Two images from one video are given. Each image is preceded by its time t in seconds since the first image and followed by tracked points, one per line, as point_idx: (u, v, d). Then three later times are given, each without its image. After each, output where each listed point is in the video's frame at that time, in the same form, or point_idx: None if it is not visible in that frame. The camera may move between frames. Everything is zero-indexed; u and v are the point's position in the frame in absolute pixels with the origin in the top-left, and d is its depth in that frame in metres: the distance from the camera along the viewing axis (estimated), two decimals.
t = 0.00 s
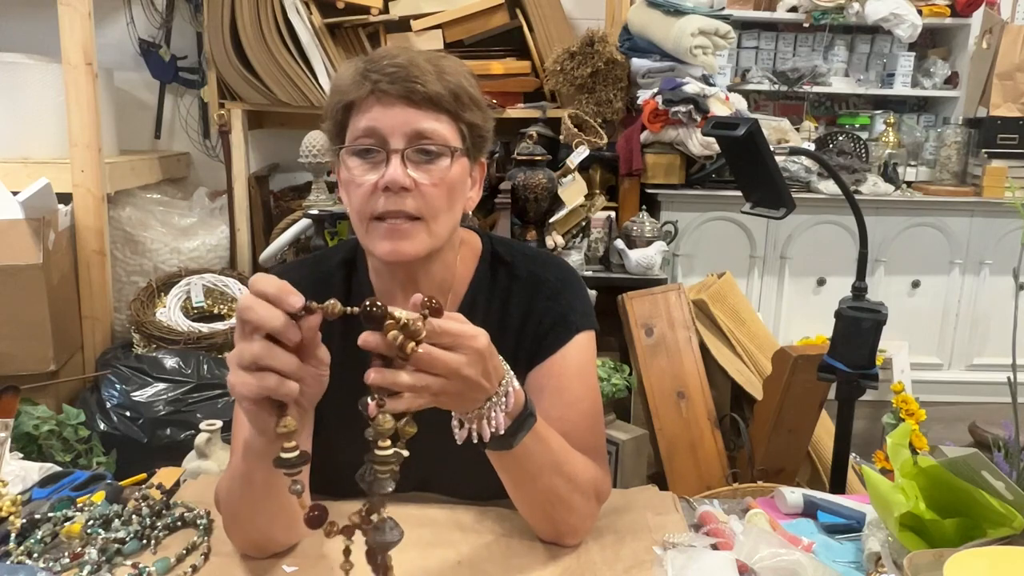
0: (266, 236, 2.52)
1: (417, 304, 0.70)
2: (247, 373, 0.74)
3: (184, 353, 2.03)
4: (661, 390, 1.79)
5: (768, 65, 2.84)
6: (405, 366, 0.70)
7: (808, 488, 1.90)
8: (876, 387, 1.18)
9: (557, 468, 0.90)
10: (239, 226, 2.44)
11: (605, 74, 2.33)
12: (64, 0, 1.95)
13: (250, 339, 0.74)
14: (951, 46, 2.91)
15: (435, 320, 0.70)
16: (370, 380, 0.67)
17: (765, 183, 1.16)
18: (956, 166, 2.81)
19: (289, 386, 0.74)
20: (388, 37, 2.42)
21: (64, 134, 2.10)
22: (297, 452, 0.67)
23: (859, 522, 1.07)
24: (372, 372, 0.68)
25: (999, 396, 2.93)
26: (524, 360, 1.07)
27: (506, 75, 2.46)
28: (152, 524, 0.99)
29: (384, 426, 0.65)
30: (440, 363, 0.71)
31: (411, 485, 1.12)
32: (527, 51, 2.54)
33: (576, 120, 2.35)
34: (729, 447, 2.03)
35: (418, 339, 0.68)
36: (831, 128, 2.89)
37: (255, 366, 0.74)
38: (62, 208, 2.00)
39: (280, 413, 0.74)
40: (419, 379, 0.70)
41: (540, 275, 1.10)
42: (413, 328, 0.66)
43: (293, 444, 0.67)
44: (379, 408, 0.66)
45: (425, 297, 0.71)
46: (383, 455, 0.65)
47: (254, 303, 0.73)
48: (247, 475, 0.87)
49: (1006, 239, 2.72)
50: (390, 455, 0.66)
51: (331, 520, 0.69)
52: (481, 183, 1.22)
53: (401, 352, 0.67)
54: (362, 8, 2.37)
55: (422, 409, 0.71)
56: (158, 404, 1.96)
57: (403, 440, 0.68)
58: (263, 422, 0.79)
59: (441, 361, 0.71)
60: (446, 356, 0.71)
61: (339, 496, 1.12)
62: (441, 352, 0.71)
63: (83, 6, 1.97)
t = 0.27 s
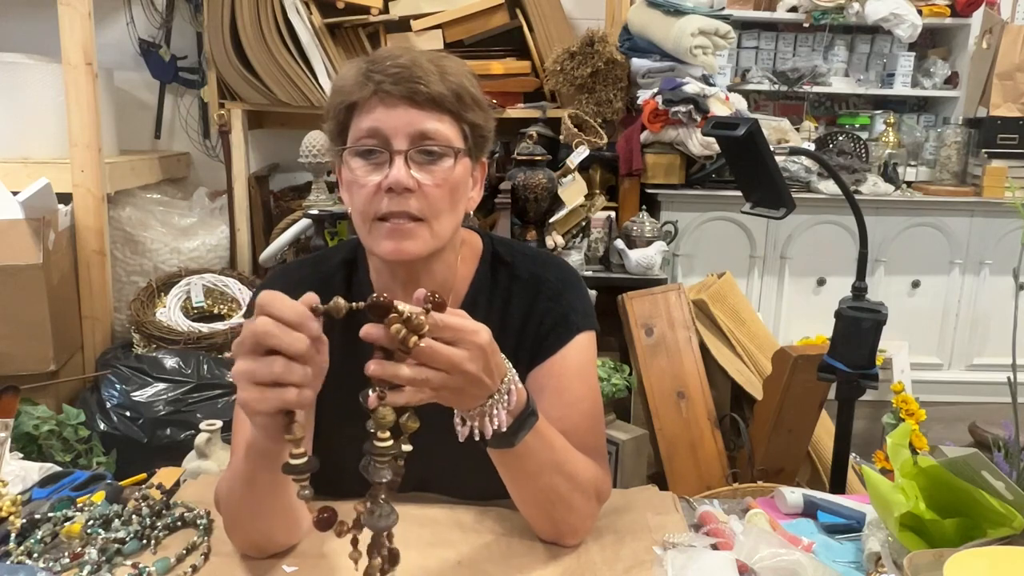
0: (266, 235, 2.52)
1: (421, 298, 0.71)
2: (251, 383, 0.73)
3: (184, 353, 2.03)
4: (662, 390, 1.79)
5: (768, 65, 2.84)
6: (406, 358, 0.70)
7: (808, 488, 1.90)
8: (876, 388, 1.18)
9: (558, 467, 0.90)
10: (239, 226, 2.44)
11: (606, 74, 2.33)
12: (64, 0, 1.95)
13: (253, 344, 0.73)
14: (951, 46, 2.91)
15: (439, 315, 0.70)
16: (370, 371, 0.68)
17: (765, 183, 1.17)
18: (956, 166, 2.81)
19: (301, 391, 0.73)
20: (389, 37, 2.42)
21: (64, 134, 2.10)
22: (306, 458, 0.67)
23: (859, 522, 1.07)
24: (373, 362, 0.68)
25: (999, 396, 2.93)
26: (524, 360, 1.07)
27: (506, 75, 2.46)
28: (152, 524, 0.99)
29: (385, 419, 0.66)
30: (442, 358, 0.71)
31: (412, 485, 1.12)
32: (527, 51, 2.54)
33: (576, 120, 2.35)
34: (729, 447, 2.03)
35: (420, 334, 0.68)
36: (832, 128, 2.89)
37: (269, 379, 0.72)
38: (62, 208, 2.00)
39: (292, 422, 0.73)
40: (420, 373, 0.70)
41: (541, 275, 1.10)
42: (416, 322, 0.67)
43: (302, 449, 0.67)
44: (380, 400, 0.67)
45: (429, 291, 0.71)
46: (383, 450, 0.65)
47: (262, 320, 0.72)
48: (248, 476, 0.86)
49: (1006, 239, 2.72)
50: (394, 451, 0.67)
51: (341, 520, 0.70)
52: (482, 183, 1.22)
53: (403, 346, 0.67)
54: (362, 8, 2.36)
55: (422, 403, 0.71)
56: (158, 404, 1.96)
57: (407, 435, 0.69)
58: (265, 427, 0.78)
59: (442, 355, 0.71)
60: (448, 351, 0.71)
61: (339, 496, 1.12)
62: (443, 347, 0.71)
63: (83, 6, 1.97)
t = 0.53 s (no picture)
0: (266, 235, 2.52)
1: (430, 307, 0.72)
2: (298, 399, 0.73)
3: (184, 353, 2.03)
4: (662, 390, 1.79)
5: (768, 65, 2.84)
6: (416, 367, 0.70)
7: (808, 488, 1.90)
8: (876, 388, 1.18)
9: (560, 468, 0.90)
10: (239, 226, 2.44)
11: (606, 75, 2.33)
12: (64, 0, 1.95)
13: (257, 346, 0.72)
14: (951, 46, 2.91)
15: (448, 322, 0.71)
16: (381, 379, 0.68)
17: (765, 183, 1.17)
18: (956, 166, 2.81)
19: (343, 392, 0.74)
20: (389, 37, 2.42)
21: (64, 134, 2.10)
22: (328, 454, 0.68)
23: (859, 522, 1.07)
24: (383, 370, 0.69)
25: (999, 396, 2.93)
26: (524, 361, 1.07)
27: (506, 75, 2.46)
28: (152, 524, 0.99)
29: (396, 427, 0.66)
30: (451, 365, 0.72)
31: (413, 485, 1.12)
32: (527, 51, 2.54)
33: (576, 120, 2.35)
34: (729, 446, 2.03)
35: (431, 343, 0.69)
36: (832, 128, 2.89)
37: (318, 392, 0.73)
38: (62, 208, 2.00)
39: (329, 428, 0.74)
40: (428, 380, 0.70)
41: (541, 276, 1.10)
42: (427, 331, 0.68)
43: (326, 446, 0.69)
44: (391, 408, 0.67)
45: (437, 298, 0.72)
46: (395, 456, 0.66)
47: (306, 345, 0.71)
48: (249, 476, 0.86)
49: (1006, 239, 2.72)
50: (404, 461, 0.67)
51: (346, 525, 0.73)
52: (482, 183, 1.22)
53: (414, 354, 0.68)
54: (362, 8, 2.36)
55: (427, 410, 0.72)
56: (158, 404, 1.96)
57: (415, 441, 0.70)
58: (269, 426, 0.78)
59: (451, 361, 0.72)
60: (457, 358, 0.72)
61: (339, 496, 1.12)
62: (452, 354, 0.72)
63: (83, 6, 1.97)
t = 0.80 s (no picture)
0: (266, 235, 2.51)
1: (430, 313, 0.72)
2: (316, 401, 0.74)
3: (184, 353, 2.03)
4: (661, 390, 1.79)
5: (768, 65, 2.84)
6: (417, 373, 0.71)
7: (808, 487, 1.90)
8: (876, 388, 1.18)
9: (560, 470, 0.90)
10: (239, 226, 2.43)
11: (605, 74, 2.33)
12: (64, 0, 1.95)
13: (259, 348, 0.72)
14: (951, 46, 2.91)
15: (446, 329, 0.71)
16: (378, 385, 0.69)
17: (765, 183, 1.16)
18: (956, 166, 2.81)
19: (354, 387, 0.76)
20: (388, 37, 2.42)
21: (65, 134, 2.10)
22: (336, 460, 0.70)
23: (859, 522, 1.07)
24: (382, 376, 0.69)
25: (999, 396, 2.93)
26: (524, 361, 1.07)
27: (506, 75, 2.46)
28: (152, 524, 0.99)
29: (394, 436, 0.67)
30: (451, 371, 0.71)
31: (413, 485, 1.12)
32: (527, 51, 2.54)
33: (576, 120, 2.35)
34: (729, 447, 2.03)
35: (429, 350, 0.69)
36: (832, 128, 2.89)
37: (335, 391, 0.75)
38: (62, 208, 2.00)
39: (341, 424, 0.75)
40: (429, 385, 0.71)
41: (541, 276, 1.10)
42: (425, 338, 0.68)
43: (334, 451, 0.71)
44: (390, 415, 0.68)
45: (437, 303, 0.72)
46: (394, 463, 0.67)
47: (328, 351, 0.72)
48: (250, 476, 0.86)
49: (1006, 239, 2.72)
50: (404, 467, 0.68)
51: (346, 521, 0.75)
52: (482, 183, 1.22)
53: (411, 360, 0.68)
54: (362, 8, 2.36)
55: (427, 415, 0.72)
56: (158, 404, 1.96)
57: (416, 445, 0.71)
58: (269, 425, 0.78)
59: (451, 367, 0.71)
60: (457, 364, 0.72)
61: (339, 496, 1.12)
62: (453, 361, 0.72)
63: (83, 6, 1.96)
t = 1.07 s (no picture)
0: (266, 235, 2.51)
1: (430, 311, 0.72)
2: (319, 403, 0.74)
3: (184, 353, 2.03)
4: (661, 390, 1.79)
5: (768, 65, 2.84)
6: (417, 373, 0.70)
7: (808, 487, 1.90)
8: (876, 387, 1.18)
9: (560, 470, 0.90)
10: (239, 226, 2.43)
11: (605, 74, 2.33)
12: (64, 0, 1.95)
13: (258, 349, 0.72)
14: (951, 46, 2.91)
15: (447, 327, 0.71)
16: (378, 384, 0.69)
17: (765, 183, 1.17)
18: (956, 166, 2.81)
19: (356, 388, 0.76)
20: (388, 37, 2.42)
21: (65, 135, 2.10)
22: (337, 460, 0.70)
23: (859, 522, 1.07)
24: (381, 375, 0.69)
25: (999, 396, 2.93)
26: (524, 361, 1.07)
27: (506, 75, 2.46)
28: (152, 524, 0.99)
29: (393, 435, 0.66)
30: (451, 370, 0.71)
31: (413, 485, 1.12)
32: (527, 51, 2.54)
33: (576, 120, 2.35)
34: (729, 446, 2.03)
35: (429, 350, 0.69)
36: (832, 128, 2.89)
37: (337, 391, 0.74)
38: (62, 208, 2.00)
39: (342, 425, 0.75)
40: (429, 385, 0.71)
41: (541, 276, 1.11)
42: (425, 338, 0.68)
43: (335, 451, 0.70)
44: (389, 414, 0.68)
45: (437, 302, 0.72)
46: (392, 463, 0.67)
47: (332, 352, 0.72)
48: (250, 476, 0.86)
49: (1006, 239, 2.72)
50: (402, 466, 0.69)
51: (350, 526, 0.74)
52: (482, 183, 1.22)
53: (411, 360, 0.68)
54: (362, 8, 2.36)
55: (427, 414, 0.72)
56: (158, 404, 1.96)
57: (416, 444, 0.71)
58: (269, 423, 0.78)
59: (451, 367, 0.71)
60: (456, 364, 0.72)
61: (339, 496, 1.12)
62: (452, 360, 0.72)
63: (83, 6, 1.96)
